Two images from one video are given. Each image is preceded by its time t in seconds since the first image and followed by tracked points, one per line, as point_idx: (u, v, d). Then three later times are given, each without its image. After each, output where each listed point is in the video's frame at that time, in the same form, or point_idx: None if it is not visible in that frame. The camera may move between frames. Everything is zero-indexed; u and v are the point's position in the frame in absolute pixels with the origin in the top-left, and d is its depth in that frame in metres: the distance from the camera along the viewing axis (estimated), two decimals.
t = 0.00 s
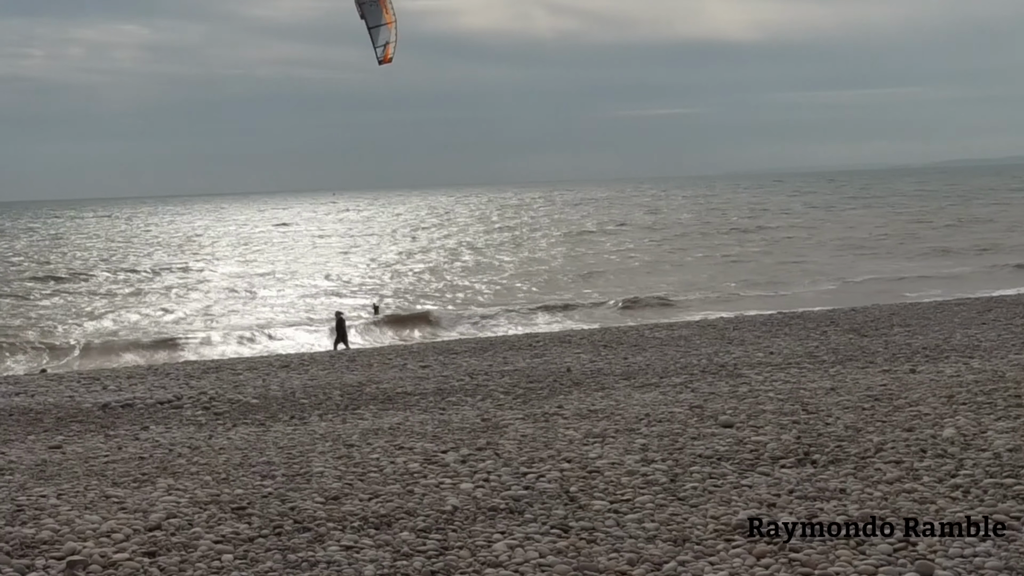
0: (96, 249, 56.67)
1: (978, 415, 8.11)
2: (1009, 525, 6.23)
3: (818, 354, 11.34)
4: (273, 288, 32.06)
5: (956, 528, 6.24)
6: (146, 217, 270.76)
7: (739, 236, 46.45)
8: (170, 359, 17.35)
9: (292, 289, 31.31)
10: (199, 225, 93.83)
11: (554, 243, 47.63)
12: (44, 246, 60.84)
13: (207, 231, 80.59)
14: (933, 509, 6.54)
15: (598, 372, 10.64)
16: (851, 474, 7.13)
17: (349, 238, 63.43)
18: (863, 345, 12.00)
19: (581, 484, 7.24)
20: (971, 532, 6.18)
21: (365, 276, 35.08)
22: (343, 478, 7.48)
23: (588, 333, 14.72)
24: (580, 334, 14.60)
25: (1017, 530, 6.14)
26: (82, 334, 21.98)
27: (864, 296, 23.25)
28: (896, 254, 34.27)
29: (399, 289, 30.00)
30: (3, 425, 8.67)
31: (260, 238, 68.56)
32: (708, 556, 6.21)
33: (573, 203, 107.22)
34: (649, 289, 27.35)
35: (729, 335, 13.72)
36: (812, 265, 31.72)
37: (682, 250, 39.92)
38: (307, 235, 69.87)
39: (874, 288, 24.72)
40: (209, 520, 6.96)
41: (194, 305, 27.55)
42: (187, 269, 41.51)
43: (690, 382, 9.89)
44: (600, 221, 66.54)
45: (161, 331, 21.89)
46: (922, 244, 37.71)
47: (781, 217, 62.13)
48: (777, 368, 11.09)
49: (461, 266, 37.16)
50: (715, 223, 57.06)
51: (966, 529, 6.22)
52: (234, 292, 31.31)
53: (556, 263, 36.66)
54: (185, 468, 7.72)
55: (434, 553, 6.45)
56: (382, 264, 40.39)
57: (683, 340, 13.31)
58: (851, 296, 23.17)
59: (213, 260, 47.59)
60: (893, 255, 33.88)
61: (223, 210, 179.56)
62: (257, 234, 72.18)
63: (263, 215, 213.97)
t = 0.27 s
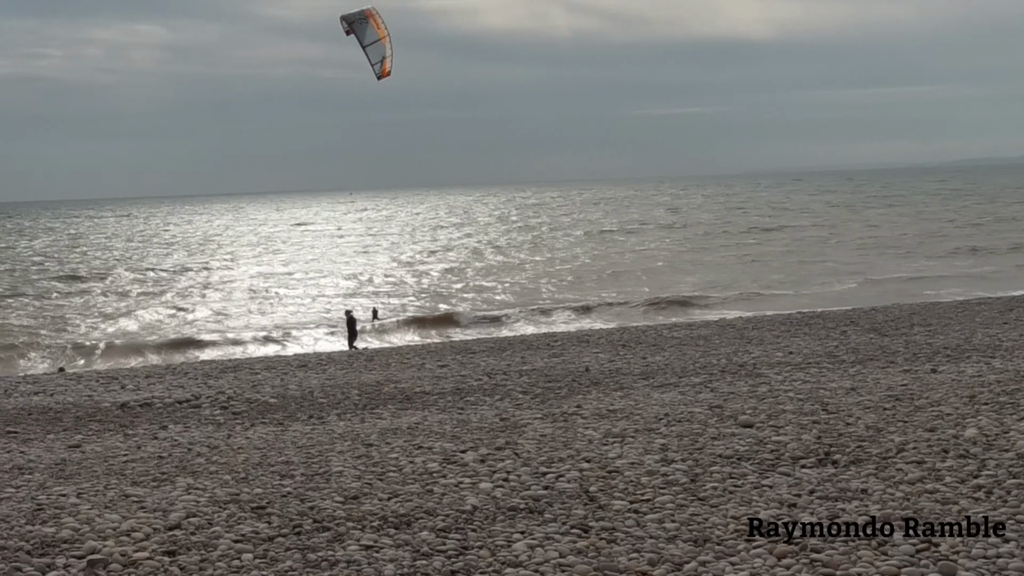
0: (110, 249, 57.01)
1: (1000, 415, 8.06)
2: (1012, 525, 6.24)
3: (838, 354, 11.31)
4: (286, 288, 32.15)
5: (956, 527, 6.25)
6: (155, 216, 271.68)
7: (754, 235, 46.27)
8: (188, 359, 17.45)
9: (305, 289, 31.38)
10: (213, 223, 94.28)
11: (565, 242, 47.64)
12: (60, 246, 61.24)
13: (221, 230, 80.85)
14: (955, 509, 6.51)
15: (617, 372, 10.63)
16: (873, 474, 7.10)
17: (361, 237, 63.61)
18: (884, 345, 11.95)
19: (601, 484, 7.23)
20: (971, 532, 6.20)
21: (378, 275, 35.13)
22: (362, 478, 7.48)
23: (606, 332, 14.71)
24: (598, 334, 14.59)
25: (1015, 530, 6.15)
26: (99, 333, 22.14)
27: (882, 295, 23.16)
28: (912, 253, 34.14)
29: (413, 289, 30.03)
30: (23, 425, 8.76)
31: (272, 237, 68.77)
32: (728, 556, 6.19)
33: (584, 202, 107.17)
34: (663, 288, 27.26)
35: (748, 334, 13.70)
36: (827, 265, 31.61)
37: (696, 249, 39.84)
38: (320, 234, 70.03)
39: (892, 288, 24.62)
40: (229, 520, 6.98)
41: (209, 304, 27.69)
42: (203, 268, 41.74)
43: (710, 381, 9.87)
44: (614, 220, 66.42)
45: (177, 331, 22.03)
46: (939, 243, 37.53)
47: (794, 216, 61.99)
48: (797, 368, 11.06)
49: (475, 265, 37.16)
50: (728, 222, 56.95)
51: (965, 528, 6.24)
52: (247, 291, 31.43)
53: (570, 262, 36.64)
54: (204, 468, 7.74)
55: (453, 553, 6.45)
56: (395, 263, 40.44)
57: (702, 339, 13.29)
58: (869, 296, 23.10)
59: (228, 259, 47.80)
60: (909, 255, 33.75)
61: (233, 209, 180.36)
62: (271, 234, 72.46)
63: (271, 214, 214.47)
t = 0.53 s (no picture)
0: (127, 248, 57.42)
1: None
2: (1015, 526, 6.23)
3: (862, 353, 11.27)
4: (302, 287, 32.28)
5: (956, 528, 6.25)
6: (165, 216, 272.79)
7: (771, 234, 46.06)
8: (210, 356, 17.58)
9: (321, 288, 31.49)
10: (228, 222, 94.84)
11: (579, 241, 47.67)
12: (79, 244, 61.82)
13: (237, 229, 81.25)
14: (983, 509, 6.47)
15: (639, 370, 10.63)
16: (899, 474, 7.07)
17: (376, 236, 63.77)
18: (909, 344, 11.88)
19: (625, 482, 7.22)
20: (970, 531, 6.20)
21: (393, 275, 35.21)
22: (385, 476, 7.49)
23: (628, 331, 14.71)
24: (620, 332, 14.59)
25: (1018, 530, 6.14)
26: (120, 331, 22.34)
27: (906, 294, 23.06)
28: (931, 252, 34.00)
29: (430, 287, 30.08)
30: (48, 423, 8.86)
31: (287, 236, 69.04)
32: (753, 555, 6.17)
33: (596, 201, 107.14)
34: (683, 288, 27.18)
35: (771, 333, 13.68)
36: (847, 264, 31.44)
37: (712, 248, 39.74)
38: (334, 234, 70.24)
39: (915, 286, 24.49)
40: (253, 517, 6.99)
41: (226, 303, 27.86)
42: (219, 267, 42.00)
43: (733, 380, 9.86)
44: (628, 219, 66.29)
45: (197, 329, 22.18)
46: (959, 242, 37.25)
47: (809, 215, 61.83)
48: (821, 366, 11.03)
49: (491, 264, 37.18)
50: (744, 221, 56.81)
51: (965, 528, 6.24)
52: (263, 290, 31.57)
53: (586, 261, 36.62)
54: (227, 465, 7.76)
55: (478, 551, 6.45)
56: (410, 262, 40.56)
57: (725, 338, 13.28)
58: (892, 295, 23.02)
59: (244, 257, 48.04)
60: (927, 254, 33.61)
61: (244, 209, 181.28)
62: (288, 232, 72.81)
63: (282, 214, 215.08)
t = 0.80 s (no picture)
0: (147, 245, 57.87)
1: None
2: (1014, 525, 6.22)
3: (892, 352, 11.22)
4: (323, 284, 32.44)
5: (956, 528, 6.24)
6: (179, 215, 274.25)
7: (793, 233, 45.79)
8: (238, 352, 17.73)
9: (342, 286, 31.62)
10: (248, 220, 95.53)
11: (597, 239, 47.72)
12: (103, 241, 62.44)
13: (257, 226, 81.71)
14: (1017, 509, 6.41)
15: (666, 369, 10.63)
16: (931, 473, 7.03)
17: (395, 234, 63.97)
18: (940, 343, 11.81)
19: (654, 481, 7.19)
20: (971, 532, 6.18)
21: (413, 273, 35.31)
22: (413, 473, 7.49)
23: (655, 329, 14.71)
24: (647, 331, 14.59)
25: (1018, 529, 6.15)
26: (146, 327, 22.58)
27: (933, 292, 22.92)
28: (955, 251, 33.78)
29: (451, 285, 30.16)
30: (76, 420, 8.96)
31: (307, 234, 69.33)
32: (784, 554, 6.14)
33: (613, 200, 107.05)
34: (707, 286, 27.06)
35: (799, 332, 13.65)
36: (872, 262, 31.25)
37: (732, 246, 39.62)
38: (353, 231, 70.49)
39: (944, 285, 24.33)
40: (281, 514, 7.00)
41: (248, 301, 28.04)
42: (241, 264, 42.29)
43: (761, 378, 9.84)
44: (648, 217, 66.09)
45: (222, 326, 22.36)
46: (984, 241, 36.94)
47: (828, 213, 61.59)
48: (850, 365, 10.99)
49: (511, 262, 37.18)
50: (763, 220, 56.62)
51: (965, 529, 6.22)
52: (283, 287, 31.76)
53: (607, 260, 36.56)
54: (255, 462, 7.79)
55: (506, 549, 6.45)
56: (430, 260, 40.66)
57: (753, 336, 13.26)
58: (920, 293, 22.88)
59: (266, 255, 48.33)
60: (951, 252, 33.42)
61: (258, 207, 182.00)
62: (309, 230, 73.19)
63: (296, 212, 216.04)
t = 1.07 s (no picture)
0: (169, 242, 58.42)
1: None
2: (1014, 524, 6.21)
3: (924, 351, 11.17)
4: (344, 281, 32.64)
5: (956, 528, 6.22)
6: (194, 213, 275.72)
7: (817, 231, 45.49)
8: (269, 348, 17.91)
9: (366, 283, 31.78)
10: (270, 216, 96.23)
11: (617, 237, 47.76)
12: (131, 238, 63.24)
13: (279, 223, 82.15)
14: None
15: (696, 367, 10.65)
16: (965, 473, 6.98)
17: (415, 232, 64.21)
18: (973, 342, 11.73)
19: (684, 479, 7.17)
20: (970, 532, 6.17)
21: (434, 270, 35.46)
22: (442, 470, 7.49)
23: (684, 328, 14.75)
24: (676, 329, 14.63)
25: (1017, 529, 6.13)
26: (173, 323, 22.87)
27: (963, 291, 22.78)
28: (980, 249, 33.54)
29: (472, 283, 30.27)
30: (106, 417, 9.09)
31: (328, 231, 69.71)
32: (816, 553, 6.10)
33: (631, 198, 107.02)
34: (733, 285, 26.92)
35: (829, 330, 13.64)
36: (899, 261, 31.02)
37: (755, 245, 39.53)
38: (374, 228, 70.78)
39: (974, 284, 24.14)
40: (311, 510, 7.01)
41: (273, 298, 28.27)
42: (265, 261, 42.66)
43: (791, 377, 9.84)
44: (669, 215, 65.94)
45: (249, 322, 22.58)
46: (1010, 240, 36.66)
47: (849, 211, 61.30)
48: (881, 364, 10.96)
49: (532, 260, 37.26)
50: (784, 218, 56.44)
51: (964, 529, 6.21)
52: (305, 284, 32.00)
53: (629, 258, 36.50)
54: (284, 459, 7.82)
55: (536, 546, 6.44)
56: (451, 258, 40.83)
57: (782, 335, 13.27)
58: (949, 292, 22.74)
59: (290, 252, 48.69)
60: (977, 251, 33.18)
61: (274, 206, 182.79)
62: (331, 227, 73.67)
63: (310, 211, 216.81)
